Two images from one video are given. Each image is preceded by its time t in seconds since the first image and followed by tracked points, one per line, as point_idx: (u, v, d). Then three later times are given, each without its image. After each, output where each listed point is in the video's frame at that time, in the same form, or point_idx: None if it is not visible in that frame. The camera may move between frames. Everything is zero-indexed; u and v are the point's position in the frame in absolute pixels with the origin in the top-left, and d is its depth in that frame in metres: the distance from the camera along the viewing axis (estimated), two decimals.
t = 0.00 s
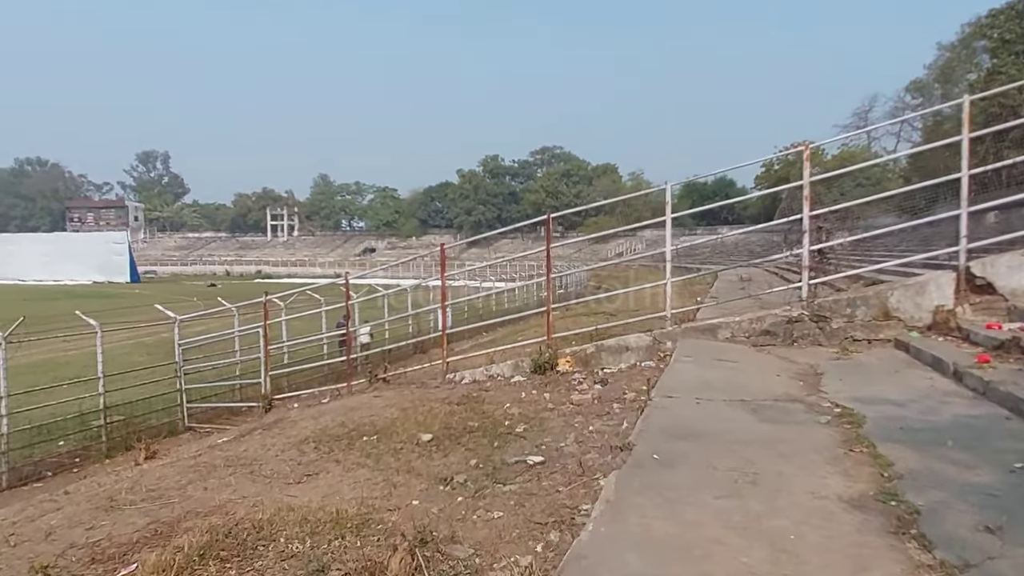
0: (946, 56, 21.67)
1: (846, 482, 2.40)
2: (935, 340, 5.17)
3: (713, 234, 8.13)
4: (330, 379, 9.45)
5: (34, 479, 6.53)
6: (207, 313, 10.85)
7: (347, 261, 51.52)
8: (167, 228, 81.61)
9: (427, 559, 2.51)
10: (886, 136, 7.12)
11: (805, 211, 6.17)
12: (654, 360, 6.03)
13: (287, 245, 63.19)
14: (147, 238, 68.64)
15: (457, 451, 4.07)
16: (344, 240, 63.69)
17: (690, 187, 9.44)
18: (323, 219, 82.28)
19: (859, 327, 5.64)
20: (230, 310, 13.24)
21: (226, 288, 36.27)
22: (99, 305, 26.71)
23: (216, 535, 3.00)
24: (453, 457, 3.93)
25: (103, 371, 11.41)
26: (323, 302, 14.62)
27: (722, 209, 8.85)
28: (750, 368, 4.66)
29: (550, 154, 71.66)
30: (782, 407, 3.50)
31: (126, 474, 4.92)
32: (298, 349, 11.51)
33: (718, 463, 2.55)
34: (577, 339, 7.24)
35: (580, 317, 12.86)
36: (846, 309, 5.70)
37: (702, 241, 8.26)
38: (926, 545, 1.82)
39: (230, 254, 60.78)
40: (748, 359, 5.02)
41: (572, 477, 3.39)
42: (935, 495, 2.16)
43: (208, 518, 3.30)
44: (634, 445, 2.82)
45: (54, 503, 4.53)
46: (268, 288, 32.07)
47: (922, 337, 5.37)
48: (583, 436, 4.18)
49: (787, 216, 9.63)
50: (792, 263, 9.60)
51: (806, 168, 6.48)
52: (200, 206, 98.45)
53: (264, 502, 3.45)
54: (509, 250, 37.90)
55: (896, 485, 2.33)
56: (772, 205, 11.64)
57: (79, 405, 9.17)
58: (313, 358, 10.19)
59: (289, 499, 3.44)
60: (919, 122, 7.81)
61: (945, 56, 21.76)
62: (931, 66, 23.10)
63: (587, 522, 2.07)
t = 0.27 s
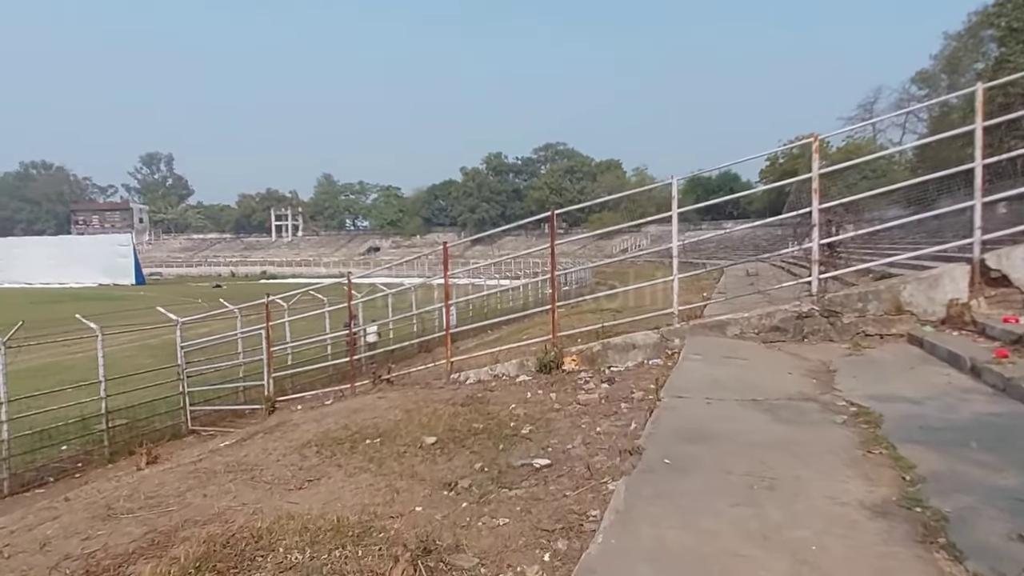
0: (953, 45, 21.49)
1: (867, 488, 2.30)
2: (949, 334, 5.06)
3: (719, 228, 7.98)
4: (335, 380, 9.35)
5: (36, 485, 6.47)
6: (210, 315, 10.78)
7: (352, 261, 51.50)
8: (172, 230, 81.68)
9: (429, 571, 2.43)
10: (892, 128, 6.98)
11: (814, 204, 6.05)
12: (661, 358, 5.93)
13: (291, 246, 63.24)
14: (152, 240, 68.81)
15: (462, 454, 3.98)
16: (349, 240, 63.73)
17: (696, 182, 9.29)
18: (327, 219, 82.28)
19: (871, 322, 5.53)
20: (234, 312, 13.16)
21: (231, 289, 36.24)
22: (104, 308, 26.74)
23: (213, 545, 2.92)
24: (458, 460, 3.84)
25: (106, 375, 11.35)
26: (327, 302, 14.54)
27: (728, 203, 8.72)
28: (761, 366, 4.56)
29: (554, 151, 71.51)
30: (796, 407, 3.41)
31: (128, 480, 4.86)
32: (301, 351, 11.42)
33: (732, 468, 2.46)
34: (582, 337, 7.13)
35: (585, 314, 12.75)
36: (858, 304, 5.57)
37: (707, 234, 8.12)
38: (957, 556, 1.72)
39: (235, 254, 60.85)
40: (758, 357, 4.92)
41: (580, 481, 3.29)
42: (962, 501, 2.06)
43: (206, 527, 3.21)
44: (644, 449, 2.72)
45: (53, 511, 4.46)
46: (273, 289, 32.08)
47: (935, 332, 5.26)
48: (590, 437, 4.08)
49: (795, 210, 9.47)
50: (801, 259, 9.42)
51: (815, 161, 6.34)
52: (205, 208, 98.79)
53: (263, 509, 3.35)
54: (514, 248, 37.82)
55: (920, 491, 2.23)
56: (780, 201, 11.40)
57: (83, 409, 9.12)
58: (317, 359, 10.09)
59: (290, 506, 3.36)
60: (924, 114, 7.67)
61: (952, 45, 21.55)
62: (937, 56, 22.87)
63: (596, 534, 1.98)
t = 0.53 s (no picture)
0: (966, 37, 21.22)
1: (889, 494, 2.20)
2: (969, 331, 4.93)
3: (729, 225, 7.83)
4: (342, 382, 9.26)
5: (42, 489, 6.43)
6: (217, 317, 10.74)
7: (362, 261, 51.57)
8: (183, 233, 82.00)
9: None
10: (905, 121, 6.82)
11: (828, 198, 5.91)
12: (672, 357, 5.82)
13: (302, 247, 63.43)
14: (164, 242, 69.19)
15: (467, 458, 3.88)
16: (359, 241, 63.87)
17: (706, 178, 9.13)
18: (338, 220, 82.48)
19: (888, 319, 5.40)
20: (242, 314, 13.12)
21: (242, 291, 36.33)
22: (116, 311, 26.85)
23: (210, 554, 2.83)
24: (462, 464, 3.74)
25: (115, 378, 11.33)
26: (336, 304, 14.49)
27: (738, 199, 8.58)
28: (774, 365, 4.44)
29: (563, 150, 71.35)
30: (812, 408, 3.30)
31: (130, 485, 4.79)
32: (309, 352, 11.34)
33: (745, 474, 2.35)
34: (591, 337, 7.01)
35: (595, 314, 12.62)
36: (873, 300, 5.43)
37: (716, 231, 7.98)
38: (989, 570, 1.62)
39: (246, 257, 61.09)
40: (771, 356, 4.79)
41: (588, 485, 3.18)
42: (991, 509, 1.95)
43: (204, 535, 3.13)
44: (652, 453, 2.61)
45: (54, 517, 4.40)
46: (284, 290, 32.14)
47: (954, 329, 5.13)
48: (598, 439, 3.98)
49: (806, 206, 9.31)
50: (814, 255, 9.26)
51: (828, 155, 6.20)
52: (216, 210, 99.30)
53: (262, 516, 3.27)
54: (524, 247, 37.72)
55: (945, 498, 2.13)
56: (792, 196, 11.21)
57: (91, 413, 9.09)
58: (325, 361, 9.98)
59: (290, 513, 3.27)
60: (937, 107, 7.51)
61: (965, 38, 21.28)
62: (950, 49, 22.59)
63: (602, 546, 1.88)
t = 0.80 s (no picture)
0: (976, 36, 21.01)
1: (901, 513, 2.10)
2: (982, 336, 4.81)
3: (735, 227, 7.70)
4: (343, 388, 9.12)
5: (40, 498, 6.35)
6: (219, 323, 10.67)
7: (368, 265, 51.58)
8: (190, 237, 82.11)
9: None
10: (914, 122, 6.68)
11: (835, 200, 5.78)
12: (676, 363, 5.70)
13: (308, 251, 63.51)
14: (171, 247, 69.39)
15: (464, 468, 3.78)
16: (365, 245, 63.92)
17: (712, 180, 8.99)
18: (344, 224, 82.53)
19: (897, 323, 5.28)
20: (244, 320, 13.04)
21: (247, 295, 36.33)
22: (123, 315, 26.87)
23: (196, 571, 2.74)
24: (459, 475, 3.63)
25: (117, 383, 11.27)
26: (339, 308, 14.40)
27: (744, 202, 8.44)
28: (781, 372, 4.32)
29: (569, 152, 71.25)
30: (819, 418, 3.19)
31: (124, 495, 4.71)
32: (312, 358, 11.21)
33: (749, 490, 2.26)
34: (595, 342, 6.88)
35: (600, 318, 12.50)
36: (883, 304, 5.31)
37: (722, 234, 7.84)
38: None
39: (253, 261, 61.22)
40: (778, 362, 4.68)
41: (587, 498, 3.08)
42: (1011, 532, 1.85)
43: (192, 549, 3.04)
44: (653, 467, 2.51)
45: (45, 529, 4.31)
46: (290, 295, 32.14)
47: (966, 334, 5.01)
48: (599, 449, 3.87)
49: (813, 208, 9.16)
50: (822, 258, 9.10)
51: (834, 156, 6.07)
52: (223, 215, 99.64)
53: (252, 529, 3.17)
54: (530, 250, 37.62)
55: (960, 517, 2.03)
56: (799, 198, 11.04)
57: (92, 420, 9.01)
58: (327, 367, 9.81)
59: (281, 525, 3.18)
60: (946, 106, 7.37)
61: (975, 37, 21.06)
62: (959, 49, 22.37)
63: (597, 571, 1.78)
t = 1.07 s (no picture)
0: (979, 37, 20.90)
1: (901, 527, 2.01)
2: (983, 340, 4.72)
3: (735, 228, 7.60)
4: (337, 388, 9.03)
5: (28, 498, 6.26)
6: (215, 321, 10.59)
7: (368, 263, 51.51)
8: (190, 234, 82.03)
9: None
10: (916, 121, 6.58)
11: (836, 200, 5.68)
12: (673, 365, 5.61)
13: (309, 249, 63.46)
14: (171, 244, 69.34)
15: (454, 472, 3.68)
16: (366, 243, 63.85)
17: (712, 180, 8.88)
18: (345, 222, 82.43)
19: (898, 326, 5.19)
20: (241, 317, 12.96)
21: (246, 293, 36.24)
22: (121, 312, 26.80)
23: None
24: (448, 479, 3.54)
25: (112, 381, 11.20)
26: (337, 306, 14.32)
27: (744, 201, 8.35)
28: (779, 375, 4.24)
29: (570, 152, 71.16)
30: (817, 423, 3.10)
31: (109, 496, 4.63)
32: (308, 357, 11.14)
33: (742, 500, 2.17)
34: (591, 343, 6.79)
35: (599, 318, 12.42)
36: (883, 306, 5.22)
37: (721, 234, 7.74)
38: None
39: (253, 259, 61.16)
40: (776, 364, 4.59)
41: (578, 505, 2.99)
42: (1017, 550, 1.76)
43: (171, 555, 2.95)
44: (644, 475, 2.43)
45: (28, 531, 4.23)
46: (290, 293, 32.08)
47: (968, 337, 4.92)
48: (592, 453, 3.78)
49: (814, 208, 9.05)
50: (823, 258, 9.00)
51: (835, 155, 5.97)
52: (224, 212, 99.61)
53: (234, 534, 3.09)
54: (530, 249, 37.54)
55: (962, 531, 1.95)
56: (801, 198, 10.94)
57: (84, 418, 8.93)
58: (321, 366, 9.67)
59: (264, 530, 3.09)
60: (949, 106, 7.26)
61: (978, 38, 20.95)
62: (963, 50, 22.24)
63: None
